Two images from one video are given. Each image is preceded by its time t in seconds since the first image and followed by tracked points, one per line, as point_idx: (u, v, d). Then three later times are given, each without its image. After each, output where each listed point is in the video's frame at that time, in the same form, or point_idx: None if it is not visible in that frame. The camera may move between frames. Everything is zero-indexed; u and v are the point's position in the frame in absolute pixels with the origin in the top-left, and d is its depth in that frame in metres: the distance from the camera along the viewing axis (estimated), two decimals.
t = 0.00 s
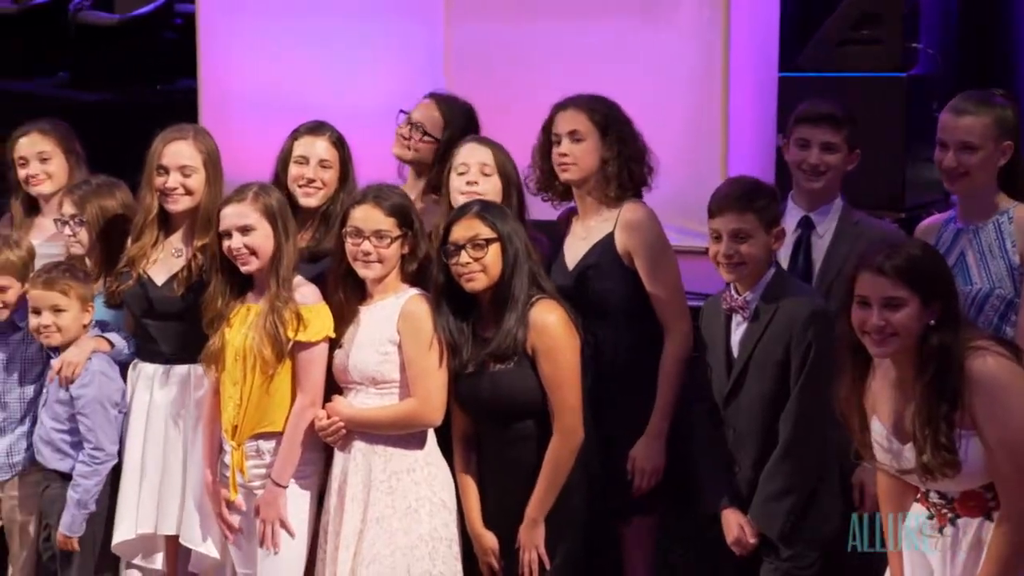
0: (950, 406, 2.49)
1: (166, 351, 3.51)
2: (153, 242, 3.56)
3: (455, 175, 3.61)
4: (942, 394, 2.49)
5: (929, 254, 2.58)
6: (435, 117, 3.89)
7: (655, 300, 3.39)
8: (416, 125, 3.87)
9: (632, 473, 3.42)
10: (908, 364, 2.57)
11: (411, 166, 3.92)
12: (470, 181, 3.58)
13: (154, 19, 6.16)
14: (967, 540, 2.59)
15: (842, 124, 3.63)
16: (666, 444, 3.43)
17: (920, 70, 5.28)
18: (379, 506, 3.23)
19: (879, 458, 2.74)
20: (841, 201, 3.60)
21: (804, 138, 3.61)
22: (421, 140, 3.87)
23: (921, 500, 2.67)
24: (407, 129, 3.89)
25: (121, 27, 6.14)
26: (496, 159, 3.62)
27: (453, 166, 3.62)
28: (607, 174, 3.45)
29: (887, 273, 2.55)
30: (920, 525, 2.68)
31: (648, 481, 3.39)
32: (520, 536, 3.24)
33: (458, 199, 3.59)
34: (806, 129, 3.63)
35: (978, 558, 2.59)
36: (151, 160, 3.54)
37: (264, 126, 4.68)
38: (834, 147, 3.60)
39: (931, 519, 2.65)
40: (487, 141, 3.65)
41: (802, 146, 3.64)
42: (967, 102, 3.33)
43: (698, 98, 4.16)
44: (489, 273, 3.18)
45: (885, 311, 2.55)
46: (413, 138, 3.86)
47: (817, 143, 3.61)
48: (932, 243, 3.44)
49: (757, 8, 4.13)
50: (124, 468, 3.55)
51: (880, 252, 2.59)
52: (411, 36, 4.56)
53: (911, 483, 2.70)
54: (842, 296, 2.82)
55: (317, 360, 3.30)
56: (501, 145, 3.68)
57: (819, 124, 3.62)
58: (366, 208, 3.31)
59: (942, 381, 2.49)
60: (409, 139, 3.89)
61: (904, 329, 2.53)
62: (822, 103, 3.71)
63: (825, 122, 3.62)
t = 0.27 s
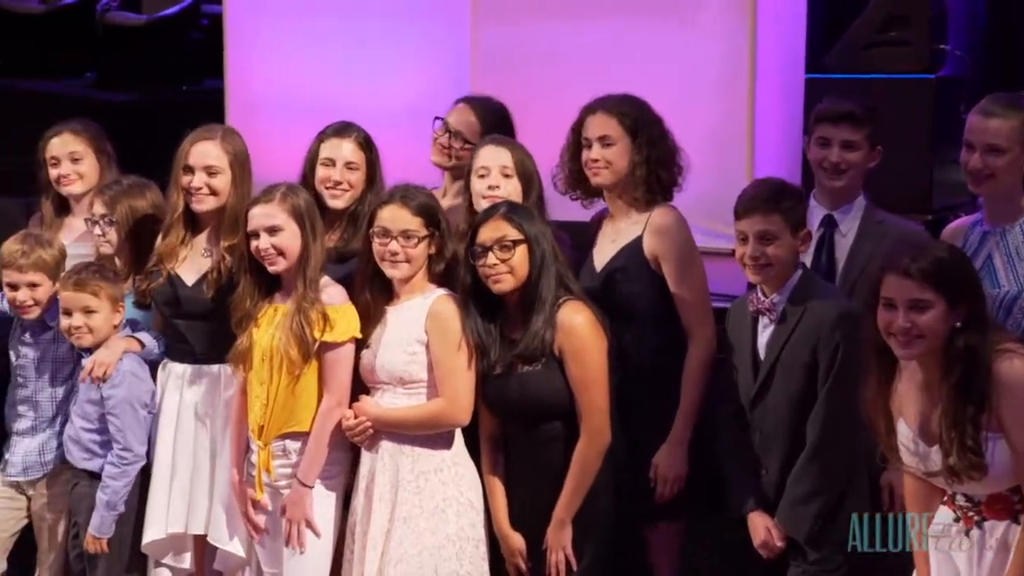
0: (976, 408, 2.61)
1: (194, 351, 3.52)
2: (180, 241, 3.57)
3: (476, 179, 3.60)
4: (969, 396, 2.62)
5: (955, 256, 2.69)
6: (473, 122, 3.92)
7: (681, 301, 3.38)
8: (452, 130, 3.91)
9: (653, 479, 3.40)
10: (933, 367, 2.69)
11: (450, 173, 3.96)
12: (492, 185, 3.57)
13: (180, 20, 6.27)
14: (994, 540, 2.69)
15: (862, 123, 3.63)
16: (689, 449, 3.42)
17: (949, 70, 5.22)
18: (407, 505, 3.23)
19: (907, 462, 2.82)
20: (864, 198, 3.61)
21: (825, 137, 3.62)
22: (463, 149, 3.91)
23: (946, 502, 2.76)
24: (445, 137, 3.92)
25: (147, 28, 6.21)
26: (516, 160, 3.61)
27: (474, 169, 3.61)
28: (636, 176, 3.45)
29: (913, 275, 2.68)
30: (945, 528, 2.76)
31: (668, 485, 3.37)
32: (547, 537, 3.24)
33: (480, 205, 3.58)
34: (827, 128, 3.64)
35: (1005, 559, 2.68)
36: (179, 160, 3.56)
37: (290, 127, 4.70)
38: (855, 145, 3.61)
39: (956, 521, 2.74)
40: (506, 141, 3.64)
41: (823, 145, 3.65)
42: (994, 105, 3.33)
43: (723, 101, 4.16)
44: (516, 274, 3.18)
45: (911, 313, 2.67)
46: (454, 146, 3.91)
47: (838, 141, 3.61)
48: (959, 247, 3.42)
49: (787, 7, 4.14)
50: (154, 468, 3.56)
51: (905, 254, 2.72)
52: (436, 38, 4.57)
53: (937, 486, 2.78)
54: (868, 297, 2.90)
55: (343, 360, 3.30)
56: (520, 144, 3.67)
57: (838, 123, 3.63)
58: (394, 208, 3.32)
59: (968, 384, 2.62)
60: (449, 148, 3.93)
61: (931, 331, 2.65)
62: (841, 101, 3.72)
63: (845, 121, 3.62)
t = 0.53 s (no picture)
0: (1010, 414, 2.65)
1: (224, 353, 3.53)
2: (212, 244, 3.58)
3: (503, 184, 3.59)
4: (1002, 402, 2.65)
5: (987, 263, 2.72)
6: (500, 123, 3.93)
7: (712, 306, 3.37)
8: (480, 134, 3.91)
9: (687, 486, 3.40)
10: (965, 374, 2.72)
11: (479, 176, 3.94)
12: (519, 191, 3.56)
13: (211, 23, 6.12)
14: None
15: (873, 120, 3.67)
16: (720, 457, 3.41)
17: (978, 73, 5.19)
18: (436, 508, 3.23)
19: (937, 468, 2.80)
20: (878, 197, 3.63)
21: (835, 136, 3.67)
22: (493, 152, 3.90)
23: (978, 510, 2.76)
24: (475, 141, 3.92)
25: (176, 31, 6.11)
26: (540, 162, 3.59)
27: (501, 174, 3.60)
28: (669, 180, 3.45)
29: (943, 280, 2.70)
30: (978, 535, 2.75)
31: (700, 492, 3.37)
32: (575, 541, 3.23)
33: (509, 210, 3.58)
34: (836, 127, 3.70)
35: None
36: (212, 163, 3.56)
37: (318, 129, 4.70)
38: (866, 142, 3.66)
39: (988, 529, 2.74)
40: (531, 144, 3.61)
41: (834, 144, 3.70)
42: None
43: (752, 101, 4.16)
44: (543, 279, 3.19)
45: (942, 319, 2.69)
46: (484, 149, 3.90)
47: (849, 139, 3.67)
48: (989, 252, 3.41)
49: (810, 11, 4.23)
50: (183, 471, 3.56)
51: (935, 260, 2.74)
52: (466, 42, 4.57)
53: (967, 494, 2.78)
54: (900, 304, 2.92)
55: (372, 363, 3.30)
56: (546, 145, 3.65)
57: (848, 121, 3.67)
58: (423, 211, 3.32)
59: (1001, 391, 2.66)
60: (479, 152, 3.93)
61: (963, 336, 2.68)
62: (850, 99, 3.76)
63: (853, 118, 3.67)
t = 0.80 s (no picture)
0: None
1: (255, 353, 3.54)
2: (244, 244, 3.60)
3: (533, 183, 3.60)
4: None
5: (1018, 267, 2.74)
6: (524, 121, 3.92)
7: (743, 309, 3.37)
8: (507, 133, 3.91)
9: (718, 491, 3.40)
10: (997, 379, 2.72)
11: (506, 174, 3.96)
12: (549, 191, 3.56)
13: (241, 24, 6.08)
14: None
15: (885, 124, 3.70)
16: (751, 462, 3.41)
17: (1009, 75, 5.14)
18: (466, 510, 3.24)
19: (971, 473, 2.78)
20: (897, 204, 3.64)
21: (849, 142, 3.70)
22: (523, 150, 3.91)
23: (1012, 515, 2.73)
24: (503, 141, 3.92)
25: (205, 33, 6.15)
26: (571, 161, 3.59)
27: (531, 174, 3.62)
28: (701, 182, 3.44)
29: (974, 285, 2.72)
30: (1012, 540, 2.73)
31: (731, 497, 3.36)
32: (605, 543, 3.22)
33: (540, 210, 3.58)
34: (850, 133, 3.73)
35: None
36: (244, 165, 3.58)
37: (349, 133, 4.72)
38: (880, 147, 3.68)
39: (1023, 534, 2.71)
40: (561, 141, 3.62)
41: (849, 150, 3.73)
42: None
43: (781, 100, 4.20)
44: (572, 281, 3.19)
45: (972, 324, 2.71)
46: (514, 148, 3.91)
47: (862, 144, 3.69)
48: None
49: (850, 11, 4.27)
50: (211, 471, 3.55)
51: (966, 265, 2.78)
52: (496, 45, 4.57)
53: (1001, 498, 2.74)
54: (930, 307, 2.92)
55: (402, 365, 3.31)
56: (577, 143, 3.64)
57: (859, 126, 3.71)
58: (451, 214, 3.32)
59: None
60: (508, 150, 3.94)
61: (993, 341, 2.69)
62: (866, 104, 3.80)
63: (864, 123, 3.70)
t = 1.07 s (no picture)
0: None
1: (292, 346, 3.56)
2: (281, 239, 3.61)
3: (572, 171, 3.66)
4: None
5: None
6: (556, 120, 3.92)
7: (780, 303, 3.36)
8: (538, 133, 3.91)
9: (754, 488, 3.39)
10: None
11: (537, 174, 3.95)
12: (587, 178, 3.62)
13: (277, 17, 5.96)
14: None
15: (916, 110, 3.67)
16: (788, 458, 3.39)
17: None
18: (502, 503, 3.24)
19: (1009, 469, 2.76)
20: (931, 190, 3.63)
21: (880, 128, 3.69)
22: (553, 149, 3.90)
23: None
24: (534, 140, 3.92)
25: (241, 26, 6.00)
26: (609, 149, 3.63)
27: (570, 161, 3.67)
28: (738, 177, 3.43)
29: (1016, 280, 2.74)
30: None
31: (767, 493, 3.35)
32: (641, 536, 3.22)
33: (578, 197, 3.64)
34: (882, 119, 3.70)
35: None
36: (284, 158, 3.59)
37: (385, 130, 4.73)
38: (912, 133, 3.66)
39: None
40: (600, 129, 3.66)
41: (880, 137, 3.72)
42: None
43: (818, 91, 4.20)
44: (611, 274, 3.18)
45: (1013, 319, 2.74)
46: (545, 148, 3.90)
47: (894, 130, 3.67)
48: None
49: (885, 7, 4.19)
50: (249, 458, 3.57)
51: (1007, 258, 2.79)
52: (533, 37, 4.57)
53: None
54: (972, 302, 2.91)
55: (439, 357, 3.31)
56: (615, 131, 3.69)
57: (891, 112, 3.69)
58: (486, 207, 3.32)
59: None
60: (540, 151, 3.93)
61: None
62: (897, 92, 3.77)
63: (897, 109, 3.68)
